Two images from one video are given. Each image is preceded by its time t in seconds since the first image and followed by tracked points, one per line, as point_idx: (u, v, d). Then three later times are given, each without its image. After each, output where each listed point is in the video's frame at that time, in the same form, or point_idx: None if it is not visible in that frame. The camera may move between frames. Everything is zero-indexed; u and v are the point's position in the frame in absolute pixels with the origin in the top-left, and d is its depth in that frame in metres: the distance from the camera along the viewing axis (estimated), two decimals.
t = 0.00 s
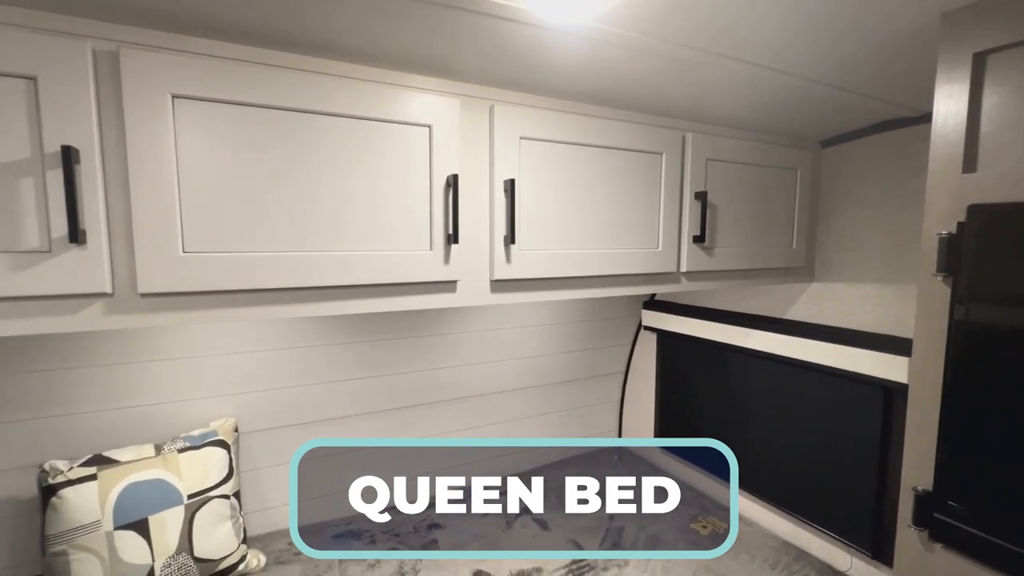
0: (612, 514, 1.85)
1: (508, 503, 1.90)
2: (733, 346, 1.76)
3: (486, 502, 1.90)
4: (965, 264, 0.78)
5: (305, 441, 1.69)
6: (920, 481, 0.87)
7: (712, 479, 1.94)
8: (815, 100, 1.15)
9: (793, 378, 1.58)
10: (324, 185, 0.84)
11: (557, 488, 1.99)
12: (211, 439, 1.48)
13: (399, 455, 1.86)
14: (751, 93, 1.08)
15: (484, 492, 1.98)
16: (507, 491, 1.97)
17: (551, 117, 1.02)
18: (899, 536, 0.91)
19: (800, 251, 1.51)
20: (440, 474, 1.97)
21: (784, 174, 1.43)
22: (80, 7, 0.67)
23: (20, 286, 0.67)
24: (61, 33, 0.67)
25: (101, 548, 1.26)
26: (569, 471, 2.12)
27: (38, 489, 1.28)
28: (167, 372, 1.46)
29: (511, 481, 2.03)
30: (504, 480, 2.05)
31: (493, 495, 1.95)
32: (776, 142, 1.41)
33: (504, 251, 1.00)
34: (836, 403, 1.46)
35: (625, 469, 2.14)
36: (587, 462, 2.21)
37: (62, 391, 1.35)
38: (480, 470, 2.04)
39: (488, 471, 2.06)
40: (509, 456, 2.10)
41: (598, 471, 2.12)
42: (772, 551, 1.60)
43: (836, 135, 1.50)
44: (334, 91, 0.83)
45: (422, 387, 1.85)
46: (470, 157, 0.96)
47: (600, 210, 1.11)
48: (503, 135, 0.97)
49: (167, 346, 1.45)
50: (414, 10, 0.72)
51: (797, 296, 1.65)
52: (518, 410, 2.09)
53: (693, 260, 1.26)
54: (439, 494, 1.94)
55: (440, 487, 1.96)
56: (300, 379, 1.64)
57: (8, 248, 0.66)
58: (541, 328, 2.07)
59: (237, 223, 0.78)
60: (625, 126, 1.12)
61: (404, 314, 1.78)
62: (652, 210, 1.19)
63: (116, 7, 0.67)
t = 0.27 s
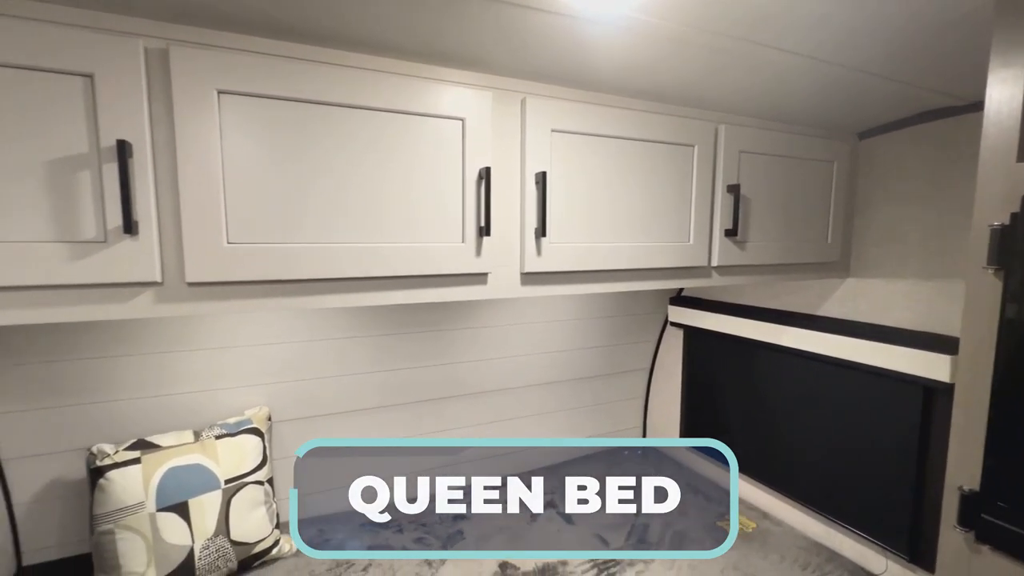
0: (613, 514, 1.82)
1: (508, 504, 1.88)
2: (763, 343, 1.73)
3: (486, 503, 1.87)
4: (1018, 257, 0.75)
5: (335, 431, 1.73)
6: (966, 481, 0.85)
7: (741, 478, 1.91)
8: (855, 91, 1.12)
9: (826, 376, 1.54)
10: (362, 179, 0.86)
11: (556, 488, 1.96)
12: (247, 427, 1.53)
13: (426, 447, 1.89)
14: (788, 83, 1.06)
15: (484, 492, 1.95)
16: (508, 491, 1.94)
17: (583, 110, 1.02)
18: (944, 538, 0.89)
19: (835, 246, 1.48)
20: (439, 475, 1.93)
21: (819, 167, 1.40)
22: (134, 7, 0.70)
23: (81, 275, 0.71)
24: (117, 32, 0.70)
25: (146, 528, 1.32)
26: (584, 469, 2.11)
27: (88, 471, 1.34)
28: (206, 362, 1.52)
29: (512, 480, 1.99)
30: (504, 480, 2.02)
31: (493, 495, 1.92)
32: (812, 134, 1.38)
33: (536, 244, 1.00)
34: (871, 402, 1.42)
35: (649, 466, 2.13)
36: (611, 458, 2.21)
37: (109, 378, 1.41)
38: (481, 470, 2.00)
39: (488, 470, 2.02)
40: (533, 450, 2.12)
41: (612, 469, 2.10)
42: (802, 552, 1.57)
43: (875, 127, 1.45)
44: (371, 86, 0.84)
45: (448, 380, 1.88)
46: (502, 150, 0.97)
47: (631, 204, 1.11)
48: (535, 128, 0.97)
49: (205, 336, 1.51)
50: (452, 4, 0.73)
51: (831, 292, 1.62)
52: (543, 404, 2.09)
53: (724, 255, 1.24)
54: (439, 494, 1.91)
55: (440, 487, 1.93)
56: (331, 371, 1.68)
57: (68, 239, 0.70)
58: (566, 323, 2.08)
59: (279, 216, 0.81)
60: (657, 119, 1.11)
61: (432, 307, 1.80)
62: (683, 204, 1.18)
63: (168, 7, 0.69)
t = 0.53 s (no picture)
0: (643, 510, 1.81)
1: (508, 503, 1.84)
2: (802, 341, 1.68)
3: (486, 502, 1.84)
4: None
5: (371, 420, 1.77)
6: None
7: (777, 479, 1.87)
8: (907, 79, 1.08)
9: (870, 375, 1.49)
10: (405, 173, 0.88)
11: (558, 489, 1.93)
12: (289, 414, 1.59)
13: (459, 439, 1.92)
14: (835, 73, 1.03)
15: (484, 492, 1.92)
16: (508, 490, 1.91)
17: (621, 102, 1.02)
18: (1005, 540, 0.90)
19: (882, 242, 1.43)
20: (439, 474, 1.91)
21: (866, 160, 1.35)
22: (195, 10, 0.73)
23: (147, 266, 0.75)
24: (179, 34, 0.74)
25: (195, 508, 1.38)
26: (615, 465, 2.10)
27: (143, 453, 1.42)
28: (250, 351, 1.58)
29: (511, 481, 1.97)
30: (504, 481, 1.99)
31: (493, 495, 1.89)
32: (858, 125, 1.33)
33: (573, 237, 1.00)
34: (919, 403, 1.37)
35: (681, 464, 2.11)
36: (641, 456, 2.19)
37: (162, 365, 1.49)
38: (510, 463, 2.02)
39: (518, 464, 2.05)
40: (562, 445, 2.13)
41: (643, 466, 2.09)
42: (842, 555, 1.53)
43: (926, 117, 1.39)
44: (414, 82, 0.86)
45: (480, 374, 1.90)
46: (540, 143, 0.97)
47: (669, 197, 1.09)
48: (573, 122, 0.97)
49: (250, 327, 1.57)
50: None
51: (876, 289, 1.56)
52: (573, 400, 2.10)
53: (764, 249, 1.22)
54: (439, 494, 1.88)
55: (440, 487, 1.91)
56: (367, 362, 1.73)
57: (135, 231, 0.74)
58: (598, 319, 2.07)
59: (328, 209, 0.83)
60: (696, 111, 1.10)
61: (465, 301, 1.83)
62: (722, 198, 1.16)
63: (228, 9, 0.73)
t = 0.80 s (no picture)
0: (680, 507, 1.80)
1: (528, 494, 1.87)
2: (850, 340, 1.63)
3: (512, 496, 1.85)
4: None
5: (412, 410, 1.83)
6: None
7: (821, 481, 1.83)
8: (970, 67, 1.04)
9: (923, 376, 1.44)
10: (455, 168, 0.90)
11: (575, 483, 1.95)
12: (335, 402, 1.65)
13: (496, 430, 1.96)
14: (892, 63, 1.00)
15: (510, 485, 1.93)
16: (529, 483, 1.93)
17: (666, 96, 1.02)
18: None
19: (939, 237, 1.37)
20: (463, 466, 1.95)
21: (923, 151, 1.30)
22: (264, 17, 0.78)
23: (219, 257, 0.80)
24: (249, 40, 0.79)
25: (250, 487, 1.46)
26: (650, 463, 2.09)
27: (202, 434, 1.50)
28: (300, 340, 1.65)
29: (533, 476, 1.99)
30: (529, 475, 2.01)
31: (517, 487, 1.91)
32: (914, 116, 1.29)
33: (617, 231, 1.01)
34: (976, 405, 1.32)
35: (719, 463, 2.09)
36: (677, 453, 2.18)
37: (218, 353, 1.58)
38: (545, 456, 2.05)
39: (552, 457, 2.07)
40: (597, 440, 2.14)
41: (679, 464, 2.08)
42: (890, 561, 1.49)
43: (990, 106, 1.33)
44: (465, 79, 0.89)
45: (517, 367, 1.93)
46: (586, 138, 0.98)
47: (714, 190, 1.09)
48: (619, 116, 0.98)
49: (300, 317, 1.64)
50: None
51: (932, 287, 1.50)
52: (609, 395, 2.11)
53: (813, 244, 1.19)
54: (463, 486, 1.91)
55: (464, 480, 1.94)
56: (409, 353, 1.78)
57: (209, 224, 0.79)
58: (635, 315, 2.07)
59: (384, 203, 0.87)
60: (743, 104, 1.09)
61: (503, 295, 1.86)
62: (769, 191, 1.14)
63: (294, 14, 0.77)
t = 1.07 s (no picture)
0: (717, 503, 1.78)
1: (565, 484, 1.88)
2: (901, 336, 1.57)
3: (548, 484, 1.88)
4: None
5: (450, 397, 1.88)
6: None
7: (867, 482, 1.77)
8: None
9: (982, 374, 1.37)
10: (499, 157, 0.92)
11: (612, 474, 1.95)
12: (378, 387, 1.71)
13: (531, 420, 1.99)
14: (954, 46, 0.95)
15: (548, 474, 1.95)
16: (566, 474, 1.95)
17: (712, 83, 1.00)
18: None
19: (1003, 228, 1.30)
20: (501, 453, 1.99)
21: (987, 137, 1.23)
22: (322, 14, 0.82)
23: (278, 242, 0.85)
24: (307, 36, 0.83)
25: (298, 466, 1.54)
26: (686, 458, 2.07)
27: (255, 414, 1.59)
28: (345, 327, 1.72)
29: (570, 466, 2.00)
30: (566, 465, 2.03)
31: (554, 478, 1.93)
32: (979, 100, 1.22)
33: (659, 220, 1.01)
34: None
35: (759, 461, 2.04)
36: (714, 450, 2.15)
37: (270, 338, 1.66)
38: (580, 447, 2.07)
39: (587, 448, 2.09)
40: (632, 434, 2.14)
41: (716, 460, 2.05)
42: (942, 565, 1.43)
43: None
44: (511, 70, 0.90)
45: (554, 358, 1.96)
46: (629, 127, 0.99)
47: (760, 179, 1.07)
48: (663, 104, 0.98)
49: (345, 305, 1.71)
50: None
51: (994, 282, 1.42)
52: (644, 388, 2.10)
53: (864, 234, 1.15)
54: (501, 473, 1.94)
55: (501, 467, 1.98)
56: (448, 342, 1.83)
57: (270, 212, 0.84)
58: (673, 308, 2.05)
59: (431, 192, 0.90)
60: (792, 89, 1.06)
61: (541, 287, 1.88)
62: (819, 180, 1.11)
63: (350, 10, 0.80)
